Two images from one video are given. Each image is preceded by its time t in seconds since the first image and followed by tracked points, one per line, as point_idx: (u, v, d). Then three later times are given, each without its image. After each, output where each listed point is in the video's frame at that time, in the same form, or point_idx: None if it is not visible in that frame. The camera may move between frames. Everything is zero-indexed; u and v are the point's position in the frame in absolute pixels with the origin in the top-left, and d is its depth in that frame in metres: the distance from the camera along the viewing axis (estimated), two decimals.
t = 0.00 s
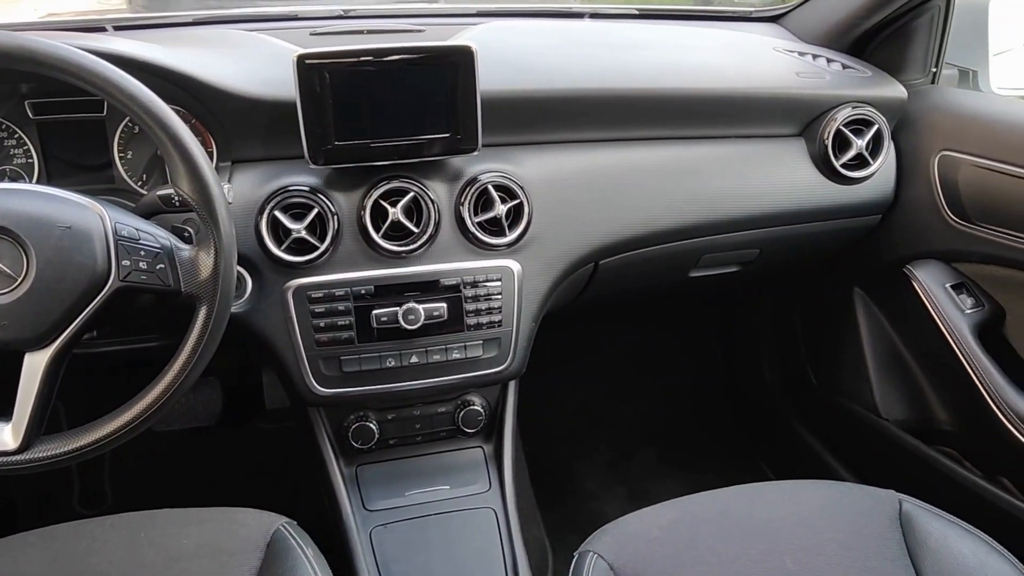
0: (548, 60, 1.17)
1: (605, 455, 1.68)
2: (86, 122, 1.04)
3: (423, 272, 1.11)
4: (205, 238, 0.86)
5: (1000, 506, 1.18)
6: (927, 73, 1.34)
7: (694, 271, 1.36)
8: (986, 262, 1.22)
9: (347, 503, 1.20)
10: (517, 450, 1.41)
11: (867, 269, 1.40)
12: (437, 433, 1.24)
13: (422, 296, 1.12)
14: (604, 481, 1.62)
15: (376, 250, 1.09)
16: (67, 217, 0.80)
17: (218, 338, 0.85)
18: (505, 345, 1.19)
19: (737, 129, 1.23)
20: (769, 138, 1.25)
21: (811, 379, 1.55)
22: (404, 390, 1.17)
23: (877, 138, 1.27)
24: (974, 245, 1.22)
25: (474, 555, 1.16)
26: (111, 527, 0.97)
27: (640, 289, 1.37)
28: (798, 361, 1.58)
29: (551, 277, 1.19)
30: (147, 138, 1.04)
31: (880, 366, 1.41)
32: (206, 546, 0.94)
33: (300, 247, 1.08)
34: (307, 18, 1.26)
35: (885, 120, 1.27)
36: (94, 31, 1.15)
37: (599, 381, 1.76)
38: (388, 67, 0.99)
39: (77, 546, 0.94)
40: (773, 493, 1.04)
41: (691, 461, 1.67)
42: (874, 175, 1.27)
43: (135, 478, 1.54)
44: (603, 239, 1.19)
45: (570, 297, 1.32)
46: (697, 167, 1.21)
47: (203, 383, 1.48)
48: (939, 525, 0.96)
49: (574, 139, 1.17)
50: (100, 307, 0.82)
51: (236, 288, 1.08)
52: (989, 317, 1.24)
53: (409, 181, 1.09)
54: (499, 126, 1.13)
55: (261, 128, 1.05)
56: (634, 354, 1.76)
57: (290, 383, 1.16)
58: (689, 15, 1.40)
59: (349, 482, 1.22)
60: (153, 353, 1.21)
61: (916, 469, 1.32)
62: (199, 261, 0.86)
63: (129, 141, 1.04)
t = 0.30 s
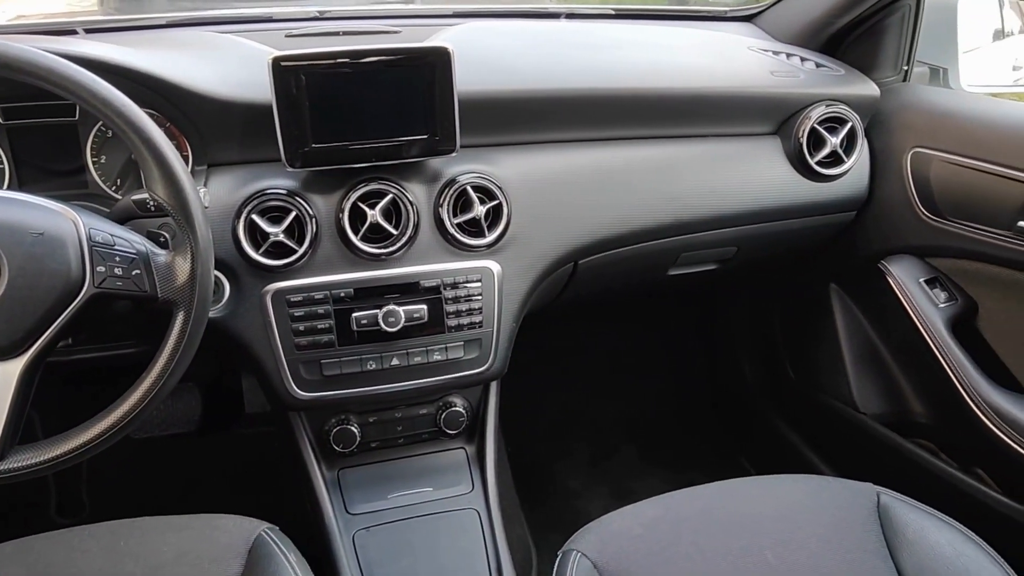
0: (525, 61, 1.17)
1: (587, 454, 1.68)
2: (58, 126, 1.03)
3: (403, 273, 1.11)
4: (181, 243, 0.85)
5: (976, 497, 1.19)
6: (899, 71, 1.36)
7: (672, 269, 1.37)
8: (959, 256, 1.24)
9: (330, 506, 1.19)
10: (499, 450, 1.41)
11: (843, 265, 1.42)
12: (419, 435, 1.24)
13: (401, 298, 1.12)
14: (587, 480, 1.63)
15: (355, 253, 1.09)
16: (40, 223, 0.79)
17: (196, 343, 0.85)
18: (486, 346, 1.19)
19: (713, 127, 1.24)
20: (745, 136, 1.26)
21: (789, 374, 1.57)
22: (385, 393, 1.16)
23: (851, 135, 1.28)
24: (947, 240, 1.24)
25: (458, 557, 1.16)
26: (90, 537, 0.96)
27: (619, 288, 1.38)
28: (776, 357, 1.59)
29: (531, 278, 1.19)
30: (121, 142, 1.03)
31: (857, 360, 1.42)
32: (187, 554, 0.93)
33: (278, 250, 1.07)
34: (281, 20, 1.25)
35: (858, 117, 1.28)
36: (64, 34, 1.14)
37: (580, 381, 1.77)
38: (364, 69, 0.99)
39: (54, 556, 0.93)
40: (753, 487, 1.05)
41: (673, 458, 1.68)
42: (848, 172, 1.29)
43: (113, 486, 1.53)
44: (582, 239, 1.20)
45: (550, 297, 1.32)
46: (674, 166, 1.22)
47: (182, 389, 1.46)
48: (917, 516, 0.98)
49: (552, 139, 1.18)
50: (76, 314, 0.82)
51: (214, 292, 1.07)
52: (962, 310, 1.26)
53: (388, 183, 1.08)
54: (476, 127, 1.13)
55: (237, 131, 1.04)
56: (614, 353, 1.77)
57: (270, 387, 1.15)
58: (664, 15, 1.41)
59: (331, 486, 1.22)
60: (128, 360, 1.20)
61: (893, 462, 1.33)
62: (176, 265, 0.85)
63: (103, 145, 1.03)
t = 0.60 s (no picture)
0: (500, 63, 1.17)
1: (569, 454, 1.69)
2: (28, 133, 1.02)
3: (381, 277, 1.11)
4: (155, 250, 0.84)
5: (950, 490, 1.21)
6: (870, 69, 1.37)
7: (650, 268, 1.37)
8: (931, 253, 1.25)
9: (310, 512, 1.19)
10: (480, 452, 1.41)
11: (818, 262, 1.43)
12: (399, 439, 1.24)
13: (380, 302, 1.11)
14: (568, 480, 1.63)
15: (332, 257, 1.08)
16: (10, 232, 0.78)
17: (172, 350, 0.84)
18: (465, 349, 1.18)
19: (688, 127, 1.25)
20: (720, 136, 1.28)
21: (767, 371, 1.58)
22: (364, 397, 1.16)
23: (824, 134, 1.30)
24: (919, 236, 1.25)
25: (440, 560, 1.16)
26: (65, 548, 0.94)
27: (597, 288, 1.38)
28: (753, 354, 1.61)
29: (509, 279, 1.19)
30: (92, 148, 1.02)
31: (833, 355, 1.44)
32: (166, 563, 0.92)
33: (254, 256, 1.06)
34: (255, 23, 1.25)
35: (831, 116, 1.30)
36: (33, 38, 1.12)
37: (561, 380, 1.77)
38: (339, 72, 0.98)
39: (29, 568, 0.91)
40: (733, 484, 1.06)
41: (653, 456, 1.69)
42: (822, 171, 1.30)
43: (89, 496, 1.51)
44: (560, 240, 1.20)
45: (529, 298, 1.33)
46: (651, 166, 1.23)
47: (159, 396, 1.45)
48: (893, 510, 0.99)
49: (528, 140, 1.18)
50: (48, 323, 0.81)
51: (189, 298, 1.06)
52: (934, 305, 1.28)
53: (364, 187, 1.08)
54: (452, 129, 1.13)
55: (211, 136, 1.03)
56: (594, 352, 1.78)
57: (248, 394, 1.14)
58: (638, 16, 1.41)
59: (311, 491, 1.21)
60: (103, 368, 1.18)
61: (870, 456, 1.35)
62: (150, 273, 0.84)
63: (74, 152, 1.02)
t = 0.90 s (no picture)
0: (476, 64, 1.17)
1: (550, 453, 1.69)
2: None
3: (359, 280, 1.10)
4: (127, 257, 0.83)
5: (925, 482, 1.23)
6: (842, 68, 1.39)
7: (628, 268, 1.38)
8: (904, 249, 1.27)
9: (291, 518, 1.18)
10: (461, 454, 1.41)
11: (794, 260, 1.45)
12: (380, 442, 1.23)
13: (358, 305, 1.11)
14: (550, 479, 1.64)
15: (309, 261, 1.08)
16: None
17: (147, 358, 0.83)
18: (445, 351, 1.18)
19: (664, 127, 1.26)
20: (696, 136, 1.28)
21: (745, 368, 1.59)
22: (344, 401, 1.15)
23: (797, 133, 1.31)
24: (892, 233, 1.27)
25: (422, 563, 1.16)
26: (41, 560, 0.93)
27: (576, 288, 1.39)
28: (731, 351, 1.62)
29: (488, 281, 1.19)
30: (62, 154, 1.00)
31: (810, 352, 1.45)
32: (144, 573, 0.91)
33: (230, 261, 1.05)
34: (227, 25, 1.23)
35: (804, 115, 1.31)
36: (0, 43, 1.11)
37: (541, 380, 1.77)
38: (314, 75, 0.98)
39: None
40: (713, 480, 1.06)
41: (634, 454, 1.69)
42: (796, 169, 1.32)
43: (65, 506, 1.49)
44: (538, 241, 1.20)
45: (508, 300, 1.33)
46: (627, 166, 1.23)
47: (136, 403, 1.43)
48: (869, 503, 1.00)
49: (505, 141, 1.18)
50: (19, 332, 0.80)
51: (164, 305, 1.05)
52: (908, 301, 1.29)
53: (341, 190, 1.07)
54: (429, 131, 1.12)
55: (184, 141, 1.02)
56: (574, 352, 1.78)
57: (225, 400, 1.13)
58: (613, 16, 1.42)
59: (292, 497, 1.20)
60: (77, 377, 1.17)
61: (847, 450, 1.36)
62: (122, 280, 0.83)
63: (43, 158, 1.00)
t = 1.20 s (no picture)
0: (461, 62, 1.17)
1: (538, 450, 1.69)
2: None
3: (347, 279, 1.10)
4: (114, 259, 0.82)
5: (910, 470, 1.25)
6: (822, 63, 1.40)
7: (615, 264, 1.38)
8: (886, 241, 1.29)
9: (282, 520, 1.17)
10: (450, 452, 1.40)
11: (778, 254, 1.46)
12: (370, 442, 1.23)
13: (347, 305, 1.10)
14: (539, 476, 1.64)
15: (297, 260, 1.07)
16: None
17: (135, 361, 0.82)
18: (434, 349, 1.18)
19: (649, 123, 1.26)
20: (680, 132, 1.29)
21: (729, 361, 1.60)
22: (334, 401, 1.14)
23: (780, 127, 1.32)
24: (874, 225, 1.29)
25: (416, 562, 1.16)
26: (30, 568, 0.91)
27: (563, 284, 1.39)
28: (716, 344, 1.63)
29: (477, 279, 1.18)
30: (42, 154, 0.99)
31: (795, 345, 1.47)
32: None
33: (217, 261, 1.04)
34: (207, 24, 1.22)
35: (786, 110, 1.32)
36: None
37: (527, 378, 1.78)
38: (298, 73, 0.97)
39: None
40: (704, 473, 1.07)
41: (622, 449, 1.70)
42: (779, 163, 1.33)
43: (49, 514, 1.46)
44: (526, 238, 1.20)
45: (495, 297, 1.33)
46: (613, 162, 1.24)
47: (119, 408, 1.41)
48: (858, 492, 1.01)
49: (491, 139, 1.18)
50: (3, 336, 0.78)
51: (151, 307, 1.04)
52: (890, 292, 1.31)
53: (328, 189, 1.07)
54: (415, 129, 1.12)
55: (169, 141, 1.01)
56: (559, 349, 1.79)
57: (214, 402, 1.12)
58: (594, 14, 1.42)
59: (282, 499, 1.19)
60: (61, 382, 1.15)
61: (833, 441, 1.38)
62: (110, 281, 0.82)
63: (23, 159, 0.98)
